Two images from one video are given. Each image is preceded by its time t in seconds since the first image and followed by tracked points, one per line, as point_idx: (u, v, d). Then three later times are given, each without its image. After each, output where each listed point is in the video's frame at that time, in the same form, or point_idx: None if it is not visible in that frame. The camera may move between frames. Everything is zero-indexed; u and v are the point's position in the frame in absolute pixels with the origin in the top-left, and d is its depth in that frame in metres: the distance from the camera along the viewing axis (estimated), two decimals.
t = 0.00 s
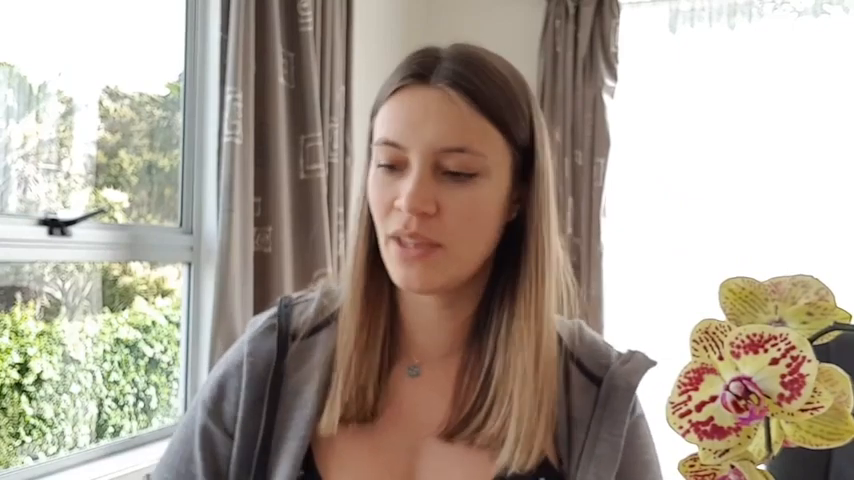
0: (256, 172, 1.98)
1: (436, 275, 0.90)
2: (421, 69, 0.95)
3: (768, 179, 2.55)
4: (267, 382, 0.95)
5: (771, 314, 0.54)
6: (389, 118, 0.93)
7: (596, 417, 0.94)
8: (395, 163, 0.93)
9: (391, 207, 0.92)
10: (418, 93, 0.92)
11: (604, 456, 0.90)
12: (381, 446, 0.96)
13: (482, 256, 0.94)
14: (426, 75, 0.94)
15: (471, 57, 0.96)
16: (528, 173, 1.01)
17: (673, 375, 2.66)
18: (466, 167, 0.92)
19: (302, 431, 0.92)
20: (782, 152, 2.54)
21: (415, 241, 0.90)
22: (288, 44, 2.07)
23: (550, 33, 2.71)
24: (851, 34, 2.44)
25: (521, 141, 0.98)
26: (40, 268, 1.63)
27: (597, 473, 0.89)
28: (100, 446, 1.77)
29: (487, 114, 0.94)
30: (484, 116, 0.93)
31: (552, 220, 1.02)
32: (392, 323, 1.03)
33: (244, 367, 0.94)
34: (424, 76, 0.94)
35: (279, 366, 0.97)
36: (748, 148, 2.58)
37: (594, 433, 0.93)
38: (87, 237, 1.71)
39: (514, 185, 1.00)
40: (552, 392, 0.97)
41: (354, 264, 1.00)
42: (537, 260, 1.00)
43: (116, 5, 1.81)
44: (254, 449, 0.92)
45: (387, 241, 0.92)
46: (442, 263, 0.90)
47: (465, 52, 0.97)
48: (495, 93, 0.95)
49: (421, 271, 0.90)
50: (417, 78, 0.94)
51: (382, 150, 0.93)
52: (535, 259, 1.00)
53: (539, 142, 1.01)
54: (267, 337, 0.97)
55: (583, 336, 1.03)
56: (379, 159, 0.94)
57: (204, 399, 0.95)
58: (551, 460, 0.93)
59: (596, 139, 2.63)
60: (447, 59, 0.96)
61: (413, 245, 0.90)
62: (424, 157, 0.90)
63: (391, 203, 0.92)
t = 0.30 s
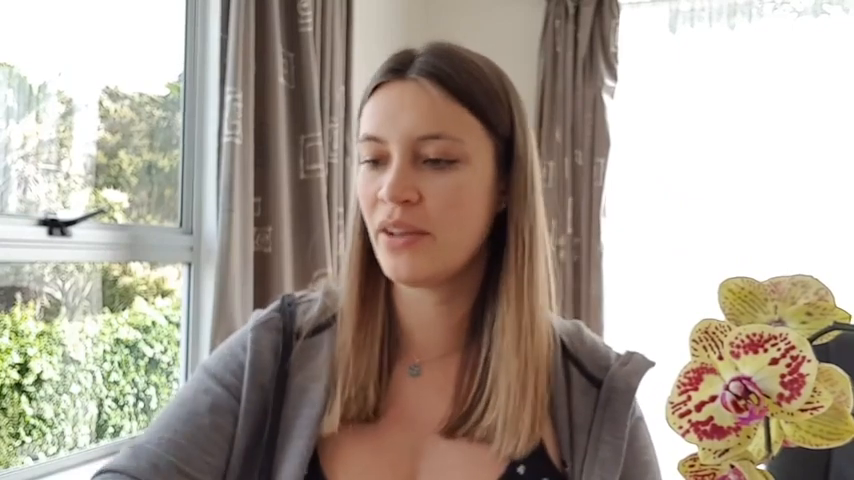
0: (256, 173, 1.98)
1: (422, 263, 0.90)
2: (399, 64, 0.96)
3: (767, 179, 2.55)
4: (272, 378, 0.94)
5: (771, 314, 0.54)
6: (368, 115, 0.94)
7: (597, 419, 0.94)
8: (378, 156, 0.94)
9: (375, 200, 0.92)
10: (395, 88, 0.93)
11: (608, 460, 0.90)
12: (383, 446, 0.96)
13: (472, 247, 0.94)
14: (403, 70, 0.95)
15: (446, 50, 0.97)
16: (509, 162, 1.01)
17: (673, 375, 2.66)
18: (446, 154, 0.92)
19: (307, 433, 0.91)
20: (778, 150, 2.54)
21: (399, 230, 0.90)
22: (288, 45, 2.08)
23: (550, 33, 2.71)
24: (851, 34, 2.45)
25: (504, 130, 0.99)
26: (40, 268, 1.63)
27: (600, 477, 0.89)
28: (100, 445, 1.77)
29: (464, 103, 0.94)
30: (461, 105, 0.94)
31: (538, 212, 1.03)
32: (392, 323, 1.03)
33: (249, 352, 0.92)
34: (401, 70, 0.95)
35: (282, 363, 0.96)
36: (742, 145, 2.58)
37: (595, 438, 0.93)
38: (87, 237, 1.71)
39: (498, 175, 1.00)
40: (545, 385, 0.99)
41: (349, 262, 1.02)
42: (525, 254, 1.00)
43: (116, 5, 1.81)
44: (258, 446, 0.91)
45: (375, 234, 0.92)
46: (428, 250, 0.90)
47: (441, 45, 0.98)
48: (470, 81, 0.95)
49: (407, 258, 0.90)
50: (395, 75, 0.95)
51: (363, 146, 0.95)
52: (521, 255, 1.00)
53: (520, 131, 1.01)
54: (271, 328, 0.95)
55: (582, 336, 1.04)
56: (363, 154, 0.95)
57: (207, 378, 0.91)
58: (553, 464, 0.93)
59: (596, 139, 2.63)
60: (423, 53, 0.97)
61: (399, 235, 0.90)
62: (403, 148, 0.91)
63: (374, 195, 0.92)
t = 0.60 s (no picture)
0: (256, 172, 1.98)
1: (425, 254, 0.89)
2: (386, 61, 0.96)
3: (767, 179, 2.55)
4: (276, 383, 0.91)
5: (771, 314, 0.54)
6: (358, 115, 0.95)
7: (606, 423, 0.94)
8: (374, 154, 0.94)
9: (374, 196, 0.92)
10: (384, 84, 0.94)
11: (621, 464, 0.91)
12: (394, 455, 0.95)
13: (472, 238, 0.94)
14: (390, 66, 0.95)
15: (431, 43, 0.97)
16: (502, 150, 1.01)
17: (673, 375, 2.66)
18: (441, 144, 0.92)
19: (316, 441, 0.90)
20: (775, 147, 2.54)
21: (399, 222, 0.90)
22: (288, 44, 2.08)
23: (550, 34, 2.71)
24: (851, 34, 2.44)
25: (495, 120, 1.00)
26: (40, 268, 1.63)
27: None
28: (100, 445, 1.77)
29: (454, 93, 0.94)
30: (451, 95, 0.94)
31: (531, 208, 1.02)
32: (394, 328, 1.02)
33: (253, 356, 0.89)
34: (389, 67, 0.96)
35: (286, 369, 0.93)
36: (739, 143, 2.59)
37: (607, 442, 0.93)
38: (87, 236, 1.71)
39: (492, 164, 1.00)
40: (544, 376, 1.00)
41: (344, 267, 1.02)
42: (517, 249, 1.00)
43: (116, 5, 1.82)
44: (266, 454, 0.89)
45: (376, 231, 0.92)
46: (430, 241, 0.90)
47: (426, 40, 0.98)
48: (458, 71, 0.95)
49: (409, 249, 0.89)
50: (383, 71, 0.95)
51: (356, 146, 0.95)
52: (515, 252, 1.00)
53: (511, 121, 1.02)
54: (274, 332, 0.93)
55: (585, 336, 1.04)
56: (358, 154, 0.95)
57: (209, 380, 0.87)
58: (564, 468, 0.93)
59: (596, 139, 2.62)
60: (408, 48, 0.97)
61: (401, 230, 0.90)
62: (398, 141, 0.91)
63: (373, 192, 0.92)
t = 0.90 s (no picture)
0: (256, 172, 1.98)
1: (436, 264, 0.90)
2: (393, 64, 0.96)
3: (768, 179, 2.55)
4: (270, 393, 0.93)
5: (771, 314, 0.54)
6: (366, 118, 0.94)
7: (609, 424, 0.94)
8: (381, 159, 0.94)
9: (382, 204, 0.92)
10: (392, 89, 0.93)
11: (625, 464, 0.92)
12: (395, 458, 0.94)
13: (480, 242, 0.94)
14: (397, 70, 0.95)
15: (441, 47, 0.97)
16: (509, 154, 1.01)
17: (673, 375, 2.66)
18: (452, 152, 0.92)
19: (310, 446, 0.91)
20: (778, 149, 2.54)
21: (412, 232, 0.90)
22: (288, 44, 2.08)
23: (550, 34, 2.71)
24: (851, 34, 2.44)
25: (503, 124, 0.99)
26: (40, 268, 1.63)
27: None
28: (100, 446, 1.77)
29: (462, 99, 0.94)
30: (460, 101, 0.94)
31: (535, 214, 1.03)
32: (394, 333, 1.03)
33: (243, 373, 0.92)
34: (396, 70, 0.95)
35: (282, 378, 0.95)
36: (742, 145, 2.58)
37: (609, 443, 0.93)
38: (87, 237, 1.71)
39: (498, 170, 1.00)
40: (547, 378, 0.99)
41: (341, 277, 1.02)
42: (527, 256, 1.01)
43: (116, 5, 1.82)
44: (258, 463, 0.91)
45: (383, 238, 0.92)
46: (441, 251, 0.90)
47: (435, 42, 0.98)
48: (467, 76, 0.95)
49: (421, 260, 0.90)
50: (390, 74, 0.95)
51: (364, 151, 0.94)
52: (521, 254, 1.01)
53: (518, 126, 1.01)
54: (267, 345, 0.95)
55: (588, 336, 1.04)
56: (364, 158, 0.94)
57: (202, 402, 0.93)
58: (566, 470, 0.92)
59: (596, 139, 2.62)
60: (415, 51, 0.97)
61: (411, 239, 0.90)
62: (408, 149, 0.91)
63: (381, 199, 0.92)
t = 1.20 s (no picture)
0: (256, 172, 1.98)
1: (439, 265, 0.90)
2: (396, 65, 0.96)
3: (768, 179, 2.55)
4: (259, 403, 0.95)
5: (771, 314, 0.54)
6: (368, 118, 0.94)
7: (604, 427, 0.94)
8: (384, 159, 0.94)
9: (384, 203, 0.92)
10: (395, 89, 0.93)
11: (620, 468, 0.91)
12: (389, 462, 0.95)
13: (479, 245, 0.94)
14: (399, 70, 0.95)
15: (443, 48, 0.97)
16: (509, 158, 1.00)
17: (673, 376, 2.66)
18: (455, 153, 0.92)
19: (296, 451, 0.93)
20: (779, 149, 2.54)
21: (416, 232, 0.90)
22: (288, 44, 2.07)
23: (550, 34, 2.71)
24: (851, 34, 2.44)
25: (504, 126, 0.99)
26: (40, 268, 1.63)
27: None
28: (100, 446, 1.77)
29: (465, 100, 0.94)
30: (463, 102, 0.94)
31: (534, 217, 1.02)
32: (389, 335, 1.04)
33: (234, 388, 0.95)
34: (400, 70, 0.95)
35: (270, 384, 0.97)
36: (743, 144, 2.58)
37: (604, 445, 0.93)
38: (87, 237, 1.71)
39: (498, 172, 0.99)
40: (543, 381, 0.98)
41: (334, 280, 1.02)
42: (524, 255, 1.00)
43: (116, 4, 1.81)
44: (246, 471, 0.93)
45: (385, 237, 0.92)
46: (444, 251, 0.90)
47: (438, 43, 0.98)
48: (470, 76, 0.95)
49: (425, 260, 0.89)
50: (392, 74, 0.95)
51: (367, 151, 0.94)
52: (519, 255, 1.00)
53: (519, 130, 1.01)
54: (258, 358, 0.98)
55: (587, 336, 1.04)
56: (366, 158, 0.95)
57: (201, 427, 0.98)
58: (561, 473, 0.92)
59: (596, 139, 2.62)
60: (418, 53, 0.97)
61: (413, 238, 0.90)
62: (412, 148, 0.91)
63: (384, 199, 0.92)
